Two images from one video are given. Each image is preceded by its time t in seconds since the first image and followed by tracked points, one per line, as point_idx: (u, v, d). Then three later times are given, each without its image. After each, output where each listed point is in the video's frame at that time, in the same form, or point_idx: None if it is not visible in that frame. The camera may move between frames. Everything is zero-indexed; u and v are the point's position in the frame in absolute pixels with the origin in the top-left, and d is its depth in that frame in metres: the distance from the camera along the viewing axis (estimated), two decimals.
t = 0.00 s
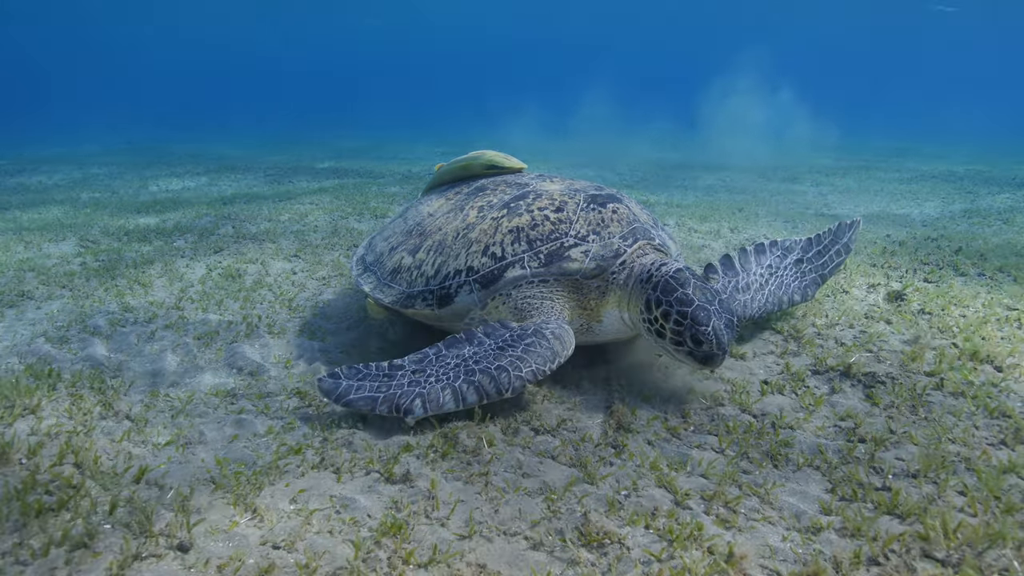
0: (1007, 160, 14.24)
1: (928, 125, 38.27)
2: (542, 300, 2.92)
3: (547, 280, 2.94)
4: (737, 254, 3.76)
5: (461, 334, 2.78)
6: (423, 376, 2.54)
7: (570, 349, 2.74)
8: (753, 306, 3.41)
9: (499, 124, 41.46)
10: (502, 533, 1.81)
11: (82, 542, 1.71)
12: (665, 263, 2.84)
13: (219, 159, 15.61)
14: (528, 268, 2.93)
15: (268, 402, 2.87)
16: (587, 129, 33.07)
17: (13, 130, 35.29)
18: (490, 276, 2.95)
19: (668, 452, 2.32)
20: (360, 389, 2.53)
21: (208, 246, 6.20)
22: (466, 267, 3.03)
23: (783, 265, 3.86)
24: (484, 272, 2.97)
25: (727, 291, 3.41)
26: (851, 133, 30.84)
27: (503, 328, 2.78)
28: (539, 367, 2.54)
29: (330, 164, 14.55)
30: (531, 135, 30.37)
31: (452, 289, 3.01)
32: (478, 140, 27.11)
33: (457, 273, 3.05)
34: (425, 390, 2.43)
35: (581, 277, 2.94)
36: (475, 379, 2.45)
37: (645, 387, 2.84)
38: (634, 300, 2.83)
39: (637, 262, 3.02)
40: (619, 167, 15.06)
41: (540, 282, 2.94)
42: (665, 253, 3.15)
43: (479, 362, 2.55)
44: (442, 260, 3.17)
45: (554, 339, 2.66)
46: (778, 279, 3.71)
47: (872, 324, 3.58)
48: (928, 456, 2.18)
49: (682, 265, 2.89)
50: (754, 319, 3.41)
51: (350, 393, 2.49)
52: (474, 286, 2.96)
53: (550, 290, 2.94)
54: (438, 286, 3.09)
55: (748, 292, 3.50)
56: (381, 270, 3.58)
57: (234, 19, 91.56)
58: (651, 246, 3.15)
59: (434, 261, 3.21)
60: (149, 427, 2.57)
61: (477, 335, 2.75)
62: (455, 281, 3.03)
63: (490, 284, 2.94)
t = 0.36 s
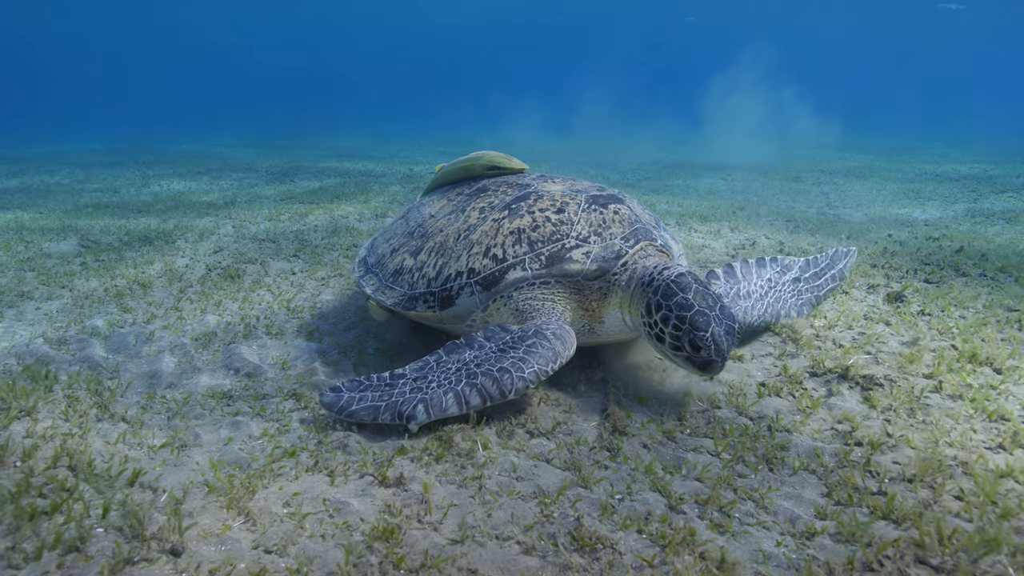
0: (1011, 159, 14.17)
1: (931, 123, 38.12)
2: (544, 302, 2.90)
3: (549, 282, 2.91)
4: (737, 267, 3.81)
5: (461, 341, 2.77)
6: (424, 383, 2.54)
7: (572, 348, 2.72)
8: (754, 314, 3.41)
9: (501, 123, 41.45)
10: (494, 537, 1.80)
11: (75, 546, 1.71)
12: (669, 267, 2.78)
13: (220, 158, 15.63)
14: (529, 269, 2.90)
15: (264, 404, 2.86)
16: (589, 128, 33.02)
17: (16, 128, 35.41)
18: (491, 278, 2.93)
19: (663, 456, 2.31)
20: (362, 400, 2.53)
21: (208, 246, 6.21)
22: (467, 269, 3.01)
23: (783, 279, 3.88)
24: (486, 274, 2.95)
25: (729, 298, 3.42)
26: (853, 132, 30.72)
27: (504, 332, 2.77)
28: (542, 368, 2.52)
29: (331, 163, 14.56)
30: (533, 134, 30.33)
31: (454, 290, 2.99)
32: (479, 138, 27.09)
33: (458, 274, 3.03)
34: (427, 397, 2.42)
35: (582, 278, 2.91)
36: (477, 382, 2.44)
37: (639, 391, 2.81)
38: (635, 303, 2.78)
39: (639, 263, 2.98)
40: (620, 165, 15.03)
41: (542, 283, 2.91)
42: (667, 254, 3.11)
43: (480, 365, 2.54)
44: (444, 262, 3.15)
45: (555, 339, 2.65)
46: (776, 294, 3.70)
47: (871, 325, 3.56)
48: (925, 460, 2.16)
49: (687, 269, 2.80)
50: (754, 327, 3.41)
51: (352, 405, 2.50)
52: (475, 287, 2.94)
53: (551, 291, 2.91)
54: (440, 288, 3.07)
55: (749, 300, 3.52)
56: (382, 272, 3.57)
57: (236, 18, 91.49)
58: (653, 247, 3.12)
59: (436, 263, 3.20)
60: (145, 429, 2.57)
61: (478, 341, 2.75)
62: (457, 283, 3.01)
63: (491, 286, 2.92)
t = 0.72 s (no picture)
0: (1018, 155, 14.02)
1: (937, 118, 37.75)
2: (545, 302, 2.88)
3: (550, 282, 2.89)
4: (732, 268, 3.82)
5: (464, 342, 2.78)
6: (427, 384, 2.54)
7: (575, 347, 2.72)
8: (757, 311, 3.38)
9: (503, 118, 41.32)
10: (488, 540, 1.81)
11: (71, 547, 1.72)
12: (673, 271, 2.75)
13: (223, 155, 15.65)
14: (531, 270, 2.88)
15: (262, 403, 2.87)
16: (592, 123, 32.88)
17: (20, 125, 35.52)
18: (493, 278, 2.92)
19: (660, 457, 2.31)
20: (366, 406, 2.53)
21: (209, 243, 6.21)
22: (469, 269, 3.01)
23: (779, 278, 3.88)
24: (488, 274, 2.94)
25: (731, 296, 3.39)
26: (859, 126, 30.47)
27: (507, 333, 2.78)
28: (545, 367, 2.51)
29: (334, 159, 14.54)
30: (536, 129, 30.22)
31: (455, 291, 2.99)
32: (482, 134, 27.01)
33: (460, 274, 3.02)
34: (430, 397, 2.42)
35: (584, 278, 2.89)
36: (481, 381, 2.43)
37: (636, 392, 2.80)
38: (638, 306, 2.76)
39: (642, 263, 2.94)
40: (623, 161, 14.96)
41: (543, 284, 2.89)
42: (670, 254, 3.08)
43: (483, 365, 2.53)
44: (446, 262, 3.15)
45: (558, 338, 2.64)
46: (773, 290, 3.70)
47: (872, 325, 3.53)
48: (923, 462, 2.16)
49: (692, 273, 2.77)
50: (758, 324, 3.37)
51: (356, 411, 2.50)
52: (477, 288, 2.93)
53: (553, 292, 2.89)
54: (442, 288, 3.06)
55: (750, 298, 3.49)
56: (385, 272, 3.57)
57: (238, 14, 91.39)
58: (656, 247, 3.08)
59: (438, 263, 3.19)
60: (143, 429, 2.57)
61: (480, 342, 2.76)
62: (459, 283, 3.00)
63: (493, 287, 2.91)
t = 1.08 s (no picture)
0: None
1: (944, 112, 37.38)
2: (547, 304, 2.86)
3: (551, 284, 2.88)
4: (728, 265, 3.82)
5: (468, 344, 2.77)
6: (431, 383, 2.51)
7: (579, 345, 2.72)
8: (763, 304, 3.35)
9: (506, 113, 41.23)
10: (482, 542, 1.81)
11: (69, 547, 1.74)
12: (679, 278, 2.71)
13: (227, 150, 15.66)
14: (531, 272, 2.87)
15: (262, 403, 2.87)
16: (597, 117, 32.75)
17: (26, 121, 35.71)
18: (494, 280, 2.91)
19: (656, 459, 2.30)
20: (369, 408, 2.51)
21: (211, 240, 6.22)
22: (470, 270, 3.00)
23: (773, 271, 3.89)
24: (489, 276, 2.93)
25: (736, 290, 3.35)
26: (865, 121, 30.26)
27: (510, 332, 2.77)
28: (550, 363, 2.49)
29: (336, 154, 14.52)
30: (540, 124, 30.14)
31: (456, 293, 2.98)
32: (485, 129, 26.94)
33: (461, 276, 3.01)
34: (433, 394, 2.38)
35: (586, 281, 2.87)
36: (485, 377, 2.40)
37: (635, 393, 2.79)
38: (641, 311, 2.74)
39: (644, 265, 2.92)
40: (626, 156, 14.88)
41: (544, 286, 2.87)
42: (673, 256, 3.05)
43: (488, 363, 2.51)
44: (447, 263, 3.14)
45: (562, 336, 2.64)
46: (772, 283, 3.70)
47: (873, 324, 3.51)
48: (920, 464, 2.15)
49: (699, 282, 2.73)
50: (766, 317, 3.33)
51: (360, 414, 2.47)
52: (478, 290, 2.92)
53: (554, 295, 2.88)
54: (443, 289, 3.06)
55: (754, 291, 3.46)
56: (387, 272, 3.57)
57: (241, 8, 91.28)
58: (658, 249, 3.05)
59: (439, 263, 3.19)
60: (143, 428, 2.59)
61: (483, 343, 2.75)
62: (460, 285, 2.99)
63: (493, 289, 2.90)
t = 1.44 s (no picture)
0: None
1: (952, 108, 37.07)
2: (549, 308, 2.85)
3: (553, 289, 2.86)
4: (725, 263, 3.84)
5: (472, 344, 2.76)
6: (435, 380, 2.47)
7: (584, 344, 2.72)
8: (768, 298, 3.34)
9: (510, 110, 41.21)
10: (481, 545, 1.82)
11: (72, 549, 1.76)
12: (685, 285, 2.67)
13: (232, 149, 15.70)
14: (533, 277, 2.86)
15: (263, 404, 2.88)
16: (601, 115, 32.65)
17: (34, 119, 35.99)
18: (496, 285, 2.91)
19: (656, 461, 2.30)
20: (372, 409, 2.46)
21: (216, 239, 6.24)
22: (472, 274, 3.00)
23: (767, 268, 3.92)
24: (491, 280, 2.93)
25: (741, 286, 3.34)
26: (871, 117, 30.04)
27: (515, 332, 2.75)
28: (557, 361, 2.48)
29: (341, 152, 14.54)
30: (544, 121, 30.08)
31: (458, 297, 2.99)
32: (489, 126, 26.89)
33: (463, 280, 3.01)
34: (439, 389, 2.33)
35: (588, 286, 2.86)
36: (492, 373, 2.37)
37: (635, 395, 2.79)
38: (645, 316, 2.71)
39: (647, 269, 2.90)
40: (630, 153, 14.82)
41: (546, 290, 2.86)
42: (676, 261, 3.03)
43: (493, 360, 2.49)
44: (449, 267, 3.14)
45: (569, 335, 2.65)
46: (770, 279, 3.71)
47: (876, 325, 3.49)
48: (920, 469, 2.14)
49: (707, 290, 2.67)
50: (771, 312, 3.33)
51: (363, 415, 2.42)
52: (480, 294, 2.93)
53: (556, 299, 2.87)
54: (445, 293, 3.06)
55: (758, 287, 3.45)
56: (389, 274, 3.57)
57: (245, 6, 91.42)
58: (661, 253, 3.03)
59: (442, 266, 3.19)
60: (146, 429, 2.60)
61: (488, 342, 2.73)
62: (462, 289, 3.00)
63: (495, 293, 2.90)
